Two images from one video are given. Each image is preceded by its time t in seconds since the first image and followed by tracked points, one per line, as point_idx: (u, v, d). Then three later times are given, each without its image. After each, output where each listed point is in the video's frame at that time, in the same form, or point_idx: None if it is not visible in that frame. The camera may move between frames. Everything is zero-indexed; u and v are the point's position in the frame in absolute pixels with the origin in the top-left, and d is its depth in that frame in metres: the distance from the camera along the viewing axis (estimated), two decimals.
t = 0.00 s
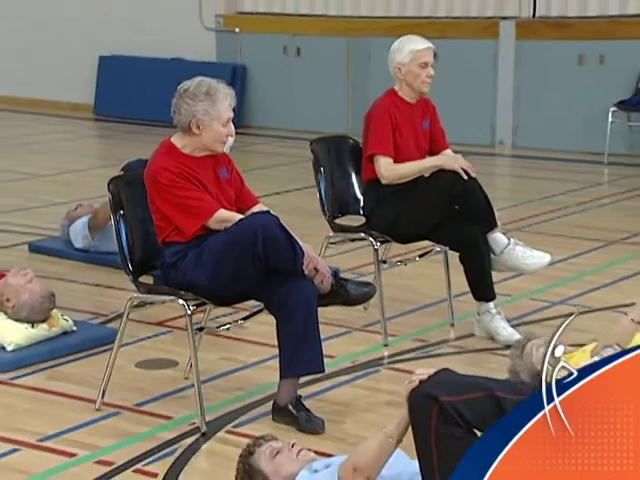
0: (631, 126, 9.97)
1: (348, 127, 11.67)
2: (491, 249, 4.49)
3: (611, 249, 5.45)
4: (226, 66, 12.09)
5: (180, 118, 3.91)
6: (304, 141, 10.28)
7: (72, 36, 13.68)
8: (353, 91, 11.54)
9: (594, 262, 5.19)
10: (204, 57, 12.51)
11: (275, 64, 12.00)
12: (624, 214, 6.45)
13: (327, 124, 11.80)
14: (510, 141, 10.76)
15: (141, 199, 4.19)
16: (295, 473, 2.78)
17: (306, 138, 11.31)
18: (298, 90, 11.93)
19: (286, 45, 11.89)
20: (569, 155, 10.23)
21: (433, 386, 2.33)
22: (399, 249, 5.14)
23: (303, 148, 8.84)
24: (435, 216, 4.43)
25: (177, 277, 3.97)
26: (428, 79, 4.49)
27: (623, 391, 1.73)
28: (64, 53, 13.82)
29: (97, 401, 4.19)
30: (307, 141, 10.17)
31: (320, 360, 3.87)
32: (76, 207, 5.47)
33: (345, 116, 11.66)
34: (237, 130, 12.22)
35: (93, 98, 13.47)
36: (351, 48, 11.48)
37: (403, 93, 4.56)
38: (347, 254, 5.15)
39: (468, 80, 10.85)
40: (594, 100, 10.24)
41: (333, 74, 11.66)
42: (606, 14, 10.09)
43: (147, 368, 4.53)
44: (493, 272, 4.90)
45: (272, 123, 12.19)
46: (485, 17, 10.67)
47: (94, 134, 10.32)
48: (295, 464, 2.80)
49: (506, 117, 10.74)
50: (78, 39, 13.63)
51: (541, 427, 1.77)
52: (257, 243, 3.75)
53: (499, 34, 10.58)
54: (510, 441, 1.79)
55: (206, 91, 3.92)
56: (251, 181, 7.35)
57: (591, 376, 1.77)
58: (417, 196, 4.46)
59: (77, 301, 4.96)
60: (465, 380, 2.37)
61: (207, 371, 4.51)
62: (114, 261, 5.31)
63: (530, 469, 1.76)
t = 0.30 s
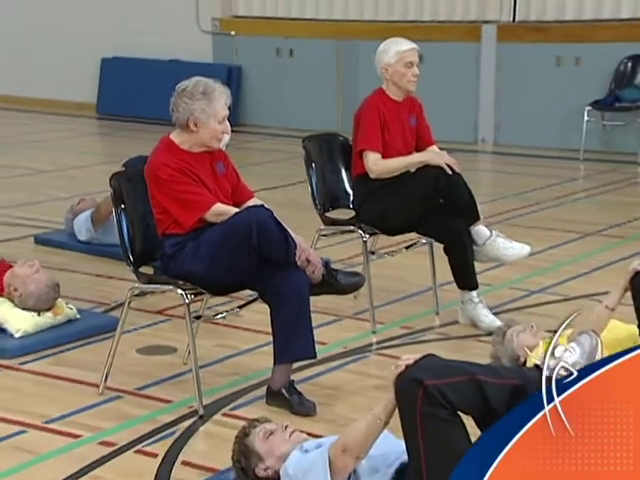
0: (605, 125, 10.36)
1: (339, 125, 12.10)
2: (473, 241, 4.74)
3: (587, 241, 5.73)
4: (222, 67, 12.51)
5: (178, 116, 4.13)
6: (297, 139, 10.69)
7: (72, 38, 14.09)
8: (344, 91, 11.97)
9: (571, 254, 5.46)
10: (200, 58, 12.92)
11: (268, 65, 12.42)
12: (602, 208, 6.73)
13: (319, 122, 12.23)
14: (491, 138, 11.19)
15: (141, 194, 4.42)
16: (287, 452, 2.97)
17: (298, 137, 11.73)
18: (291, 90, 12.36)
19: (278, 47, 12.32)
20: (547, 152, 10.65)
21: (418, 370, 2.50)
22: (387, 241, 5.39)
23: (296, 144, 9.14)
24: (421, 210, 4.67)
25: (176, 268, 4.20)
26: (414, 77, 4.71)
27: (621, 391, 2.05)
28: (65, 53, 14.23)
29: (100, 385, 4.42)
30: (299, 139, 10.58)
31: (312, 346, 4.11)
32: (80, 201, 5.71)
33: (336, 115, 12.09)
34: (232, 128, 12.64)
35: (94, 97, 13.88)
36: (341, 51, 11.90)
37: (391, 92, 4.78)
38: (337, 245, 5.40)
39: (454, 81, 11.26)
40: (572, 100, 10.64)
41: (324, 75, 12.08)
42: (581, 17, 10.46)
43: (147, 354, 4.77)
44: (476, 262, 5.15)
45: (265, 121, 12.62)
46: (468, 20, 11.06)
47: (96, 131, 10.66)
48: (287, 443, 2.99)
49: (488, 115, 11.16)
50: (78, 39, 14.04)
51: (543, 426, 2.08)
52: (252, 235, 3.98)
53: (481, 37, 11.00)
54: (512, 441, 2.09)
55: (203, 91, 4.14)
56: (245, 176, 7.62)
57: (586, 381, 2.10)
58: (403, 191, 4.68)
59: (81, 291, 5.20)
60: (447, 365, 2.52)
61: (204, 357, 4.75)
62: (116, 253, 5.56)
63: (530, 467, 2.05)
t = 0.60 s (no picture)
0: (583, 121, 10.83)
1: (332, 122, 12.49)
2: (459, 232, 5.00)
3: (566, 232, 6.01)
4: (220, 67, 12.87)
5: (178, 111, 4.37)
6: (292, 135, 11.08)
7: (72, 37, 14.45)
8: (336, 90, 12.36)
9: (549, 244, 5.72)
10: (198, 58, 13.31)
11: (264, 65, 12.80)
12: (580, 200, 7.00)
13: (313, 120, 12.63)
14: (476, 134, 11.61)
15: (143, 186, 4.67)
16: (282, 432, 3.25)
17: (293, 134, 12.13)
18: (285, 89, 12.75)
19: (273, 47, 12.69)
20: (530, 148, 11.12)
21: (406, 355, 2.68)
22: (377, 232, 5.67)
23: (289, 140, 9.44)
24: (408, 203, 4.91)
25: (176, 257, 4.45)
26: (401, 76, 4.95)
27: (621, 391, 2.11)
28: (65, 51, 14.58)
29: (104, 369, 4.67)
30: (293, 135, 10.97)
31: (305, 332, 4.36)
32: (85, 194, 5.97)
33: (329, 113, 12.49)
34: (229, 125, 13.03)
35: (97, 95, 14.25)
36: (333, 52, 12.29)
37: (380, 91, 5.02)
38: (329, 236, 5.67)
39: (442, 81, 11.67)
40: (552, 98, 11.10)
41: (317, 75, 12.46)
42: (560, 19, 10.87)
43: (148, 339, 5.02)
44: (461, 252, 5.42)
45: (260, 119, 13.02)
46: (453, 21, 11.47)
47: (99, 128, 10.96)
48: (282, 423, 3.26)
49: (473, 112, 11.58)
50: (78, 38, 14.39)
51: (543, 426, 2.13)
52: (248, 227, 4.23)
53: (466, 38, 11.40)
54: (510, 442, 2.12)
55: (201, 87, 4.38)
56: (240, 169, 7.90)
57: (586, 381, 2.16)
58: (392, 185, 4.91)
59: (86, 280, 5.46)
60: (433, 348, 2.72)
61: (203, 342, 5.00)
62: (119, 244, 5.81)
63: (530, 468, 2.09)
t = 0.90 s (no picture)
0: (561, 119, 11.34)
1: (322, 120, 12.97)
2: (443, 224, 5.26)
3: (546, 223, 6.28)
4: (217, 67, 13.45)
5: (176, 109, 4.59)
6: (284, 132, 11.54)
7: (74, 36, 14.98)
8: (326, 89, 12.85)
9: (529, 236, 5.98)
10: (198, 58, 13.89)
11: (258, 65, 13.30)
12: (558, 193, 7.28)
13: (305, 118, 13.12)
14: (459, 131, 12.10)
15: (143, 181, 4.91)
16: (275, 415, 3.46)
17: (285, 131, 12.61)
18: (277, 88, 13.23)
19: (267, 48, 13.18)
20: (510, 144, 11.58)
21: (394, 341, 2.94)
22: (365, 225, 5.94)
23: (280, 135, 9.76)
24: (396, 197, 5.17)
25: (174, 249, 4.69)
26: (388, 76, 5.21)
27: (621, 391, 2.28)
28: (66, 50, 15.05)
29: (106, 354, 4.90)
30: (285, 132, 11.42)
31: (296, 319, 4.61)
32: (87, 189, 6.23)
33: (319, 111, 12.97)
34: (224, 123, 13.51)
35: (99, 92, 14.81)
36: (324, 53, 12.76)
37: (368, 90, 5.27)
38: (320, 229, 5.94)
39: (428, 80, 12.16)
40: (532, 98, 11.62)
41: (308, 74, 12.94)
42: (539, 22, 11.39)
43: (148, 327, 5.27)
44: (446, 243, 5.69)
45: (255, 116, 13.52)
46: (438, 23, 11.97)
47: (101, 124, 11.31)
48: (275, 406, 3.46)
49: (456, 109, 12.06)
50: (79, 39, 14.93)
51: (542, 426, 2.31)
52: (243, 221, 4.47)
53: (450, 40, 11.89)
54: (511, 442, 2.30)
55: (195, 84, 4.61)
56: (236, 164, 8.20)
57: (584, 381, 2.34)
58: (380, 179, 5.16)
59: (88, 271, 5.71)
60: (420, 335, 2.97)
61: (200, 329, 5.25)
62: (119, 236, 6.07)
63: (530, 467, 2.27)
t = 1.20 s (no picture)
0: (539, 119, 11.78)
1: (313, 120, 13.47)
2: (428, 219, 5.52)
3: (525, 217, 6.56)
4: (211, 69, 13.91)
5: (168, 109, 4.84)
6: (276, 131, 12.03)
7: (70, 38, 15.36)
8: (316, 90, 13.34)
9: (509, 230, 6.25)
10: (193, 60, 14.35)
11: (251, 67, 13.80)
12: (537, 189, 7.57)
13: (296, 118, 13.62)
14: (443, 130, 12.58)
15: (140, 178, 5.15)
16: (267, 400, 3.64)
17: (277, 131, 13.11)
18: (270, 89, 13.73)
19: (260, 51, 13.67)
20: (491, 141, 12.03)
21: (381, 330, 3.10)
22: (354, 219, 6.21)
23: (273, 133, 10.11)
24: (382, 192, 5.42)
25: (171, 243, 4.95)
26: (375, 78, 5.45)
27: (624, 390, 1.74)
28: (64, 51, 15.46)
29: (106, 343, 5.14)
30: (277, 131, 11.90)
31: (287, 308, 4.86)
32: (88, 185, 6.49)
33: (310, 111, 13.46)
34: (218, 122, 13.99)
35: (99, 93, 15.24)
36: (314, 55, 13.24)
37: (356, 90, 5.52)
38: (310, 223, 6.21)
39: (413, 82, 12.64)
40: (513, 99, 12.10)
41: (298, 76, 13.43)
42: (517, 26, 11.84)
43: (146, 317, 5.53)
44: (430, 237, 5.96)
45: (248, 116, 14.01)
46: (422, 27, 12.43)
47: (100, 122, 11.69)
48: (267, 392, 3.64)
49: (440, 109, 12.53)
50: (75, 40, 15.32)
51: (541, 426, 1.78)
52: (236, 214, 4.72)
53: (434, 43, 12.37)
54: (508, 442, 1.80)
55: (184, 83, 4.86)
56: (229, 160, 8.50)
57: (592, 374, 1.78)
58: (367, 177, 5.41)
59: (89, 265, 5.96)
60: (406, 324, 3.12)
61: (196, 318, 5.51)
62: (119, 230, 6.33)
63: (530, 470, 1.78)
